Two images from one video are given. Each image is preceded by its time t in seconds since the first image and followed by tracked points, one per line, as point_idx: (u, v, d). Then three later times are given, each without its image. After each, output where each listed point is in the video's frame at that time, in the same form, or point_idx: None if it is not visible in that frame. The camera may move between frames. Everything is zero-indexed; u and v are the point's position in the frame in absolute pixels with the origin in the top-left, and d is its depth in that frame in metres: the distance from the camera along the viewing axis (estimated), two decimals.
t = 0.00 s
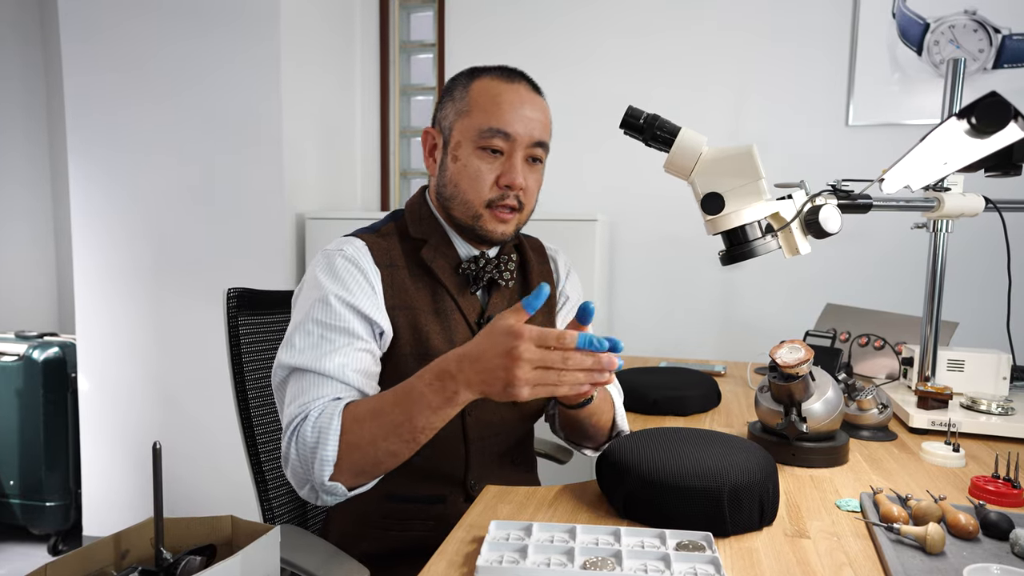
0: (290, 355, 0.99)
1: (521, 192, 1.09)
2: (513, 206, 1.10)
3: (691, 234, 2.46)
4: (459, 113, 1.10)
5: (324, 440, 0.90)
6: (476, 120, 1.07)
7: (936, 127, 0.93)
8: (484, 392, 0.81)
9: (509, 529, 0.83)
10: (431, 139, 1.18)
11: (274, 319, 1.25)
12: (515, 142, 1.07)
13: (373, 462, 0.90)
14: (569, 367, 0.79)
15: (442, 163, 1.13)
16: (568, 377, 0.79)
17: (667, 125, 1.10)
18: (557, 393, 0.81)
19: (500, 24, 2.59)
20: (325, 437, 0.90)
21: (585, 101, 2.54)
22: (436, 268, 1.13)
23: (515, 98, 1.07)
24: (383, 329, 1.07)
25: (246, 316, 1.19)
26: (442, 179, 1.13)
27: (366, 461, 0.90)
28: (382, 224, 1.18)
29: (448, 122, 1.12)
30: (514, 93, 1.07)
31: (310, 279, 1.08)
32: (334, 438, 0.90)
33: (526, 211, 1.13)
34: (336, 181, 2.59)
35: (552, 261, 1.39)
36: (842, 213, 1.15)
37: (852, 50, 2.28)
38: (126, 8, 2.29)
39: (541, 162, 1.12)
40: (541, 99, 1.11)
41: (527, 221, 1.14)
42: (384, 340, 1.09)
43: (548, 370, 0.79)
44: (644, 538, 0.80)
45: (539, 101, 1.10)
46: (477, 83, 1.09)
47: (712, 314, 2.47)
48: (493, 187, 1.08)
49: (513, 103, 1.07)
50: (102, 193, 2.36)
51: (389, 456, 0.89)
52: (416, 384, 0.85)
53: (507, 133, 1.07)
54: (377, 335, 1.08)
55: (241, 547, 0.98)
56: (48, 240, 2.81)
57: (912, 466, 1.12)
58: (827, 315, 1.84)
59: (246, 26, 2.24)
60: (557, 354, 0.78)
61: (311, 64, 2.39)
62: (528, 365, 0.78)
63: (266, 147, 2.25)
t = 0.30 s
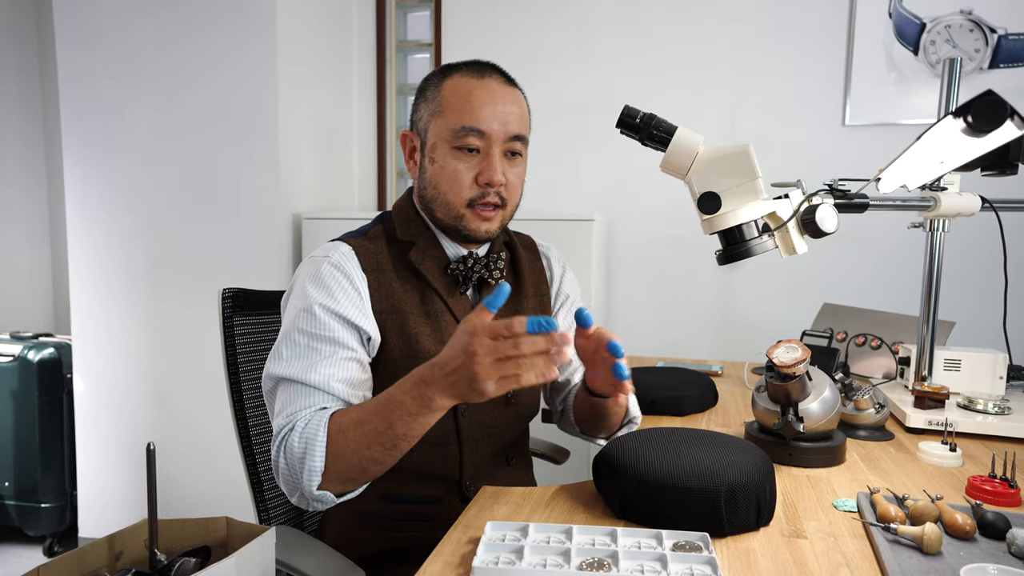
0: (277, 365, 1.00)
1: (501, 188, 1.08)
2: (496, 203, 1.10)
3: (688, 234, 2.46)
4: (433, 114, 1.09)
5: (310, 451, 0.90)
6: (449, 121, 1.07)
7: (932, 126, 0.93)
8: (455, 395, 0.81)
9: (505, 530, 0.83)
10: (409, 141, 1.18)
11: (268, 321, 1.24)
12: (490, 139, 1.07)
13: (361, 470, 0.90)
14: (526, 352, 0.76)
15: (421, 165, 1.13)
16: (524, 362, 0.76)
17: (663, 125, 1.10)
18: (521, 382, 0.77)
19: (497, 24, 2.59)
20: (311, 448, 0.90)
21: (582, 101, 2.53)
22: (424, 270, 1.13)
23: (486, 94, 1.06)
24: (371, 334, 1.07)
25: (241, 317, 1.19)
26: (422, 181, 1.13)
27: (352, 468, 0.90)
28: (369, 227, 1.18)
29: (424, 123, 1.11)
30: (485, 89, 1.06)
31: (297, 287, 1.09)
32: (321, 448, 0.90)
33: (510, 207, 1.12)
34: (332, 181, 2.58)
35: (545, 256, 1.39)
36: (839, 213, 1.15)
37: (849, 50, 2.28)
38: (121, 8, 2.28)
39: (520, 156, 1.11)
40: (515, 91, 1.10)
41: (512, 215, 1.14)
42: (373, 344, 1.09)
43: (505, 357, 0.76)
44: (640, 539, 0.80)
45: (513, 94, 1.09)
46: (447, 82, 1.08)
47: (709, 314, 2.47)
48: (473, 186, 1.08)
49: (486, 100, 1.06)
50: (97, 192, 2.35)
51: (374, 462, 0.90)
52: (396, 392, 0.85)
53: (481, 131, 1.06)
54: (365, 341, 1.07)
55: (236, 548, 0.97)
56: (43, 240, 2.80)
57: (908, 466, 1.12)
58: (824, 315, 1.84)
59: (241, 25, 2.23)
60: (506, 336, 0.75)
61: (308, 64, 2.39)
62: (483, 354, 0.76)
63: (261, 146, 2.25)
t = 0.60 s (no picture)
0: (272, 370, 1.00)
1: (482, 187, 1.06)
2: (479, 203, 1.08)
3: (687, 234, 2.46)
4: (406, 120, 1.09)
5: (309, 448, 0.90)
6: (422, 125, 1.07)
7: (931, 126, 0.92)
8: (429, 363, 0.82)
9: (502, 532, 0.83)
10: (390, 148, 1.17)
11: (266, 322, 1.24)
12: (464, 139, 1.07)
13: (355, 460, 0.90)
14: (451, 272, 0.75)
15: (401, 172, 1.12)
16: (449, 279, 0.75)
17: (661, 125, 1.10)
18: (456, 300, 0.76)
19: (494, 24, 2.59)
20: (309, 445, 0.90)
21: (580, 101, 2.53)
22: (414, 271, 1.11)
23: (455, 95, 1.06)
24: (364, 336, 1.07)
25: (238, 318, 1.19)
26: (404, 188, 1.12)
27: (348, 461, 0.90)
28: (359, 231, 1.18)
29: (399, 130, 1.11)
30: (454, 90, 1.07)
31: (286, 294, 1.09)
32: (318, 446, 0.90)
33: (495, 205, 1.11)
34: (329, 181, 2.57)
35: (541, 252, 1.39)
36: (837, 213, 1.15)
37: (847, 50, 2.28)
38: (118, 8, 2.27)
39: (500, 153, 1.10)
40: (485, 87, 1.10)
41: (497, 213, 1.12)
42: (366, 348, 1.09)
43: (438, 284, 0.76)
44: (638, 541, 0.80)
45: (484, 92, 1.09)
46: (417, 86, 1.08)
47: (708, 314, 2.47)
48: (453, 188, 1.07)
49: (456, 101, 1.06)
50: (94, 192, 2.35)
51: (368, 449, 0.89)
52: (383, 376, 0.87)
53: (455, 133, 1.06)
54: (358, 343, 1.08)
55: (233, 551, 0.97)
56: (40, 239, 2.79)
57: (906, 466, 1.12)
58: (822, 315, 1.84)
59: (238, 25, 2.23)
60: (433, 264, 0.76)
61: (305, 64, 2.38)
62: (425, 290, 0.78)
63: (259, 147, 2.24)
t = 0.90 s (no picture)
0: (270, 377, 1.02)
1: (485, 193, 1.07)
2: (483, 208, 1.08)
3: (687, 234, 2.46)
4: (410, 123, 1.09)
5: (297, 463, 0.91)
6: (425, 130, 1.07)
7: (934, 126, 0.92)
8: (410, 380, 0.82)
9: (502, 533, 0.82)
10: (393, 150, 1.17)
11: (267, 323, 1.24)
12: (468, 144, 1.06)
13: (347, 472, 0.90)
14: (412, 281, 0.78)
15: (405, 177, 1.12)
16: (409, 287, 0.78)
17: (661, 124, 1.10)
18: (417, 307, 0.77)
19: (494, 24, 2.58)
20: (299, 460, 0.90)
21: (580, 101, 2.53)
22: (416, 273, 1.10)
23: (459, 99, 1.06)
24: (362, 342, 1.04)
25: (238, 319, 1.18)
26: (407, 193, 1.12)
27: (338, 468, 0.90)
28: (363, 232, 1.16)
29: (402, 132, 1.11)
30: (458, 94, 1.06)
31: (288, 296, 1.10)
32: (308, 459, 0.90)
33: (498, 210, 1.11)
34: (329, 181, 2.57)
35: (550, 256, 1.39)
36: (838, 212, 1.15)
37: (847, 50, 2.28)
38: (117, 7, 2.27)
39: (504, 157, 1.10)
40: (491, 90, 1.09)
41: (501, 219, 1.12)
42: (365, 352, 1.06)
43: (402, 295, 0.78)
44: (639, 542, 0.80)
45: (488, 94, 1.08)
46: (421, 88, 1.08)
47: (708, 314, 2.46)
48: (457, 194, 1.07)
49: (459, 105, 1.06)
50: (93, 192, 2.34)
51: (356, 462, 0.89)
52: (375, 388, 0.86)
53: (458, 138, 1.06)
54: (358, 348, 1.06)
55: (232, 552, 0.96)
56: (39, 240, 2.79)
57: (908, 467, 1.12)
58: (823, 315, 1.83)
59: (238, 25, 2.22)
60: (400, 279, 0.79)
61: (304, 64, 2.38)
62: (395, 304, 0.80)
63: (259, 146, 2.24)
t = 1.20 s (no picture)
0: (278, 382, 1.02)
1: (494, 203, 1.07)
2: (492, 216, 1.08)
3: (687, 235, 2.45)
4: (422, 127, 1.08)
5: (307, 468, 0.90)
6: (438, 135, 1.06)
7: (933, 126, 0.92)
8: (412, 383, 0.81)
9: (501, 535, 0.82)
10: (404, 150, 1.17)
11: (265, 324, 1.23)
12: (480, 152, 1.06)
13: (354, 478, 0.89)
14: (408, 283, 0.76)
15: (415, 179, 1.12)
16: (406, 288, 0.76)
17: (660, 125, 1.09)
18: (415, 308, 0.76)
19: (493, 24, 2.58)
20: (307, 464, 0.90)
21: (580, 102, 2.53)
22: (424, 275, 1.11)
23: (474, 106, 1.06)
24: (370, 345, 1.04)
25: (236, 320, 1.18)
26: (416, 196, 1.12)
27: (341, 474, 0.89)
28: (368, 234, 1.17)
29: (414, 135, 1.11)
30: (474, 101, 1.06)
31: (295, 300, 1.09)
32: (317, 464, 0.90)
33: (506, 218, 1.11)
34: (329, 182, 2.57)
35: (554, 259, 1.40)
36: (837, 213, 1.15)
37: (847, 50, 2.28)
38: (116, 8, 2.27)
39: (516, 166, 1.10)
40: (506, 98, 1.09)
41: (509, 227, 1.12)
42: (373, 356, 1.06)
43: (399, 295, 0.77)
44: (638, 543, 0.80)
45: (503, 103, 1.08)
46: (436, 91, 1.08)
47: (708, 315, 2.46)
48: (466, 202, 1.07)
49: (474, 113, 1.06)
50: (92, 193, 2.34)
51: (365, 467, 0.88)
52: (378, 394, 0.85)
53: (471, 146, 1.05)
54: (366, 352, 1.05)
55: (230, 554, 0.96)
56: (38, 240, 2.79)
57: (907, 468, 1.11)
58: (822, 315, 1.83)
59: (238, 25, 2.22)
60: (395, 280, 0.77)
61: (303, 64, 2.37)
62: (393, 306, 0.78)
63: (258, 146, 2.24)
